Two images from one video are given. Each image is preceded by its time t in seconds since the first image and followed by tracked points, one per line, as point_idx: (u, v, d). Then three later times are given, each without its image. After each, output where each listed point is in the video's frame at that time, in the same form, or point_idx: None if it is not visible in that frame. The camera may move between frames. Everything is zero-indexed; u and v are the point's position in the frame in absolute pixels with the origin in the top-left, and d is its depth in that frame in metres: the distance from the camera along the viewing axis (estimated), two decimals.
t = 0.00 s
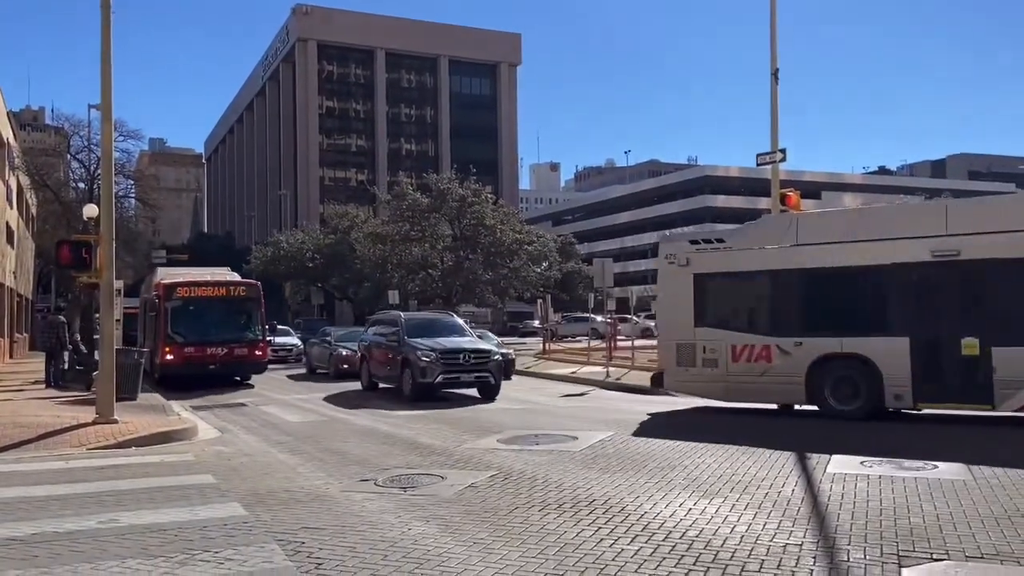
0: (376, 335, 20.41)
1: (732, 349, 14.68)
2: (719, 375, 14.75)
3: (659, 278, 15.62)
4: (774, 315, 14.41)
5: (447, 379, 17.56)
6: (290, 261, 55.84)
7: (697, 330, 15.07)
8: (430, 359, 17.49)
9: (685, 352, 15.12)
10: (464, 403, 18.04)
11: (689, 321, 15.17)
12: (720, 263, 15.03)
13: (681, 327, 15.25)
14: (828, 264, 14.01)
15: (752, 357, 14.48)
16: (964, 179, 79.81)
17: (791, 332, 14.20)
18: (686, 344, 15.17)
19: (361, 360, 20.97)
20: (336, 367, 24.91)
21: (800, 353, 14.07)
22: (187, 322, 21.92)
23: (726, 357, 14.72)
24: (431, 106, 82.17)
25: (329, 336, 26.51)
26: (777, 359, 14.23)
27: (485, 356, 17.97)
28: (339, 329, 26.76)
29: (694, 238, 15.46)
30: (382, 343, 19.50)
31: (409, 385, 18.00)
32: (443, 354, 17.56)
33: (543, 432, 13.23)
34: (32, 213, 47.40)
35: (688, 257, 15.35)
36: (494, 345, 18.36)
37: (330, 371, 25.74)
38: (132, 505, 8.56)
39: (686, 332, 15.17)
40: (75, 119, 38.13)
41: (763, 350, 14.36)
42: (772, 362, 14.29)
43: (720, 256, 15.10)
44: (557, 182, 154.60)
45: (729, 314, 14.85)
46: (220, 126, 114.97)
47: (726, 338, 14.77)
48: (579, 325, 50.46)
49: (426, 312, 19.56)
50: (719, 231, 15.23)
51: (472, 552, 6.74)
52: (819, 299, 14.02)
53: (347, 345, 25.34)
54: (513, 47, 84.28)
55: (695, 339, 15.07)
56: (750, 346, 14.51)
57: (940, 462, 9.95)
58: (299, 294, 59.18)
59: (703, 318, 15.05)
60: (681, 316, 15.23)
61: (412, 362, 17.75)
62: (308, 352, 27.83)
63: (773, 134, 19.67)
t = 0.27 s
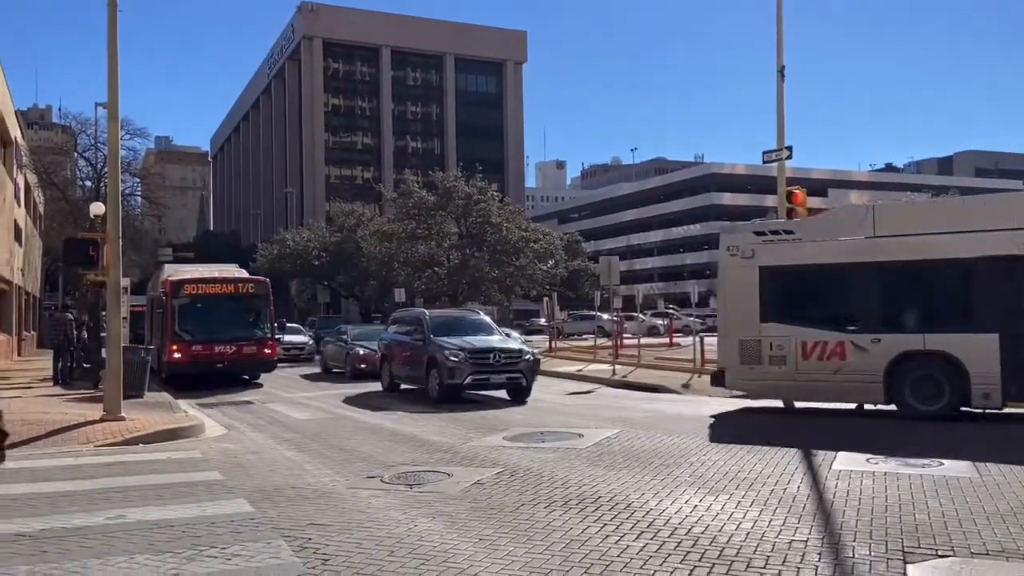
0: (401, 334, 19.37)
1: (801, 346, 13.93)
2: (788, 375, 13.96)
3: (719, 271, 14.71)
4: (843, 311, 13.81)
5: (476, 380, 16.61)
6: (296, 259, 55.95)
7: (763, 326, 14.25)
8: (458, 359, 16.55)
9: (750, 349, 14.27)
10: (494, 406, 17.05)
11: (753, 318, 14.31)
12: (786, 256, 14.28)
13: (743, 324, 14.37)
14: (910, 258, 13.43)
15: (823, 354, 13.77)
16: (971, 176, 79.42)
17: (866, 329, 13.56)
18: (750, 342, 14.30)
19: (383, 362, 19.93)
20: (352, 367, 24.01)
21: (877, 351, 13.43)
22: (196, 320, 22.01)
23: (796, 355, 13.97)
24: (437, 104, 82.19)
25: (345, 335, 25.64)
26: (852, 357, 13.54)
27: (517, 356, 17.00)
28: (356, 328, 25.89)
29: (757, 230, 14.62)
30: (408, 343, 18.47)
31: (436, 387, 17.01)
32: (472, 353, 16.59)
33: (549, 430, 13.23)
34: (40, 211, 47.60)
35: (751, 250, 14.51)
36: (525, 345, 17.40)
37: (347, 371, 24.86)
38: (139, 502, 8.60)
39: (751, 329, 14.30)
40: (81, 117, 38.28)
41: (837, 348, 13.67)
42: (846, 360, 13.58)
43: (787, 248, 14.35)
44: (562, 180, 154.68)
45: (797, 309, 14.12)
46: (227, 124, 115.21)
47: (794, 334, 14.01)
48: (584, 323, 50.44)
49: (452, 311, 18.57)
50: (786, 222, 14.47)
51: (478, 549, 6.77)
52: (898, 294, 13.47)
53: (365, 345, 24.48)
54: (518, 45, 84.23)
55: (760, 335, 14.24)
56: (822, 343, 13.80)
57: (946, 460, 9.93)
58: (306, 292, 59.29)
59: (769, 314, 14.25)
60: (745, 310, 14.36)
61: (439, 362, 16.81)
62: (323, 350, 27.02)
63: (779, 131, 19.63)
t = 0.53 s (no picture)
0: (433, 334, 18.32)
1: (895, 346, 13.48)
2: (881, 375, 13.50)
3: (802, 266, 14.23)
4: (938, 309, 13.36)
5: (518, 382, 15.62)
6: (311, 258, 56.20)
7: (850, 325, 13.79)
8: (499, 360, 15.61)
9: (837, 349, 13.81)
10: (537, 410, 16.09)
11: (841, 315, 13.86)
12: (875, 250, 13.83)
13: (830, 323, 13.93)
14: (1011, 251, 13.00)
15: (918, 354, 13.34)
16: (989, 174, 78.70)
17: (965, 328, 13.13)
18: (837, 341, 13.85)
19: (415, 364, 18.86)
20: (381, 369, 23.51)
21: (978, 350, 13.02)
22: (214, 320, 22.15)
23: (888, 354, 13.50)
24: (451, 103, 82.28)
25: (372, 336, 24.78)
26: (951, 357, 13.12)
27: (561, 356, 16.02)
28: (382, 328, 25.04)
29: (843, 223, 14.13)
30: (442, 343, 17.45)
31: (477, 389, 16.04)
32: (514, 353, 15.65)
33: (565, 429, 13.22)
34: (58, 211, 48.03)
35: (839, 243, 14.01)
36: (568, 345, 16.43)
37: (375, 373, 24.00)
38: (159, 500, 8.69)
39: (840, 327, 13.85)
40: (100, 118, 38.62)
41: (935, 348, 13.23)
42: (945, 359, 13.16)
43: (875, 242, 13.86)
44: (577, 178, 154.52)
45: (887, 307, 13.65)
46: (242, 124, 115.80)
47: (887, 333, 13.56)
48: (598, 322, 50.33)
49: (489, 309, 17.58)
50: (874, 214, 13.97)
51: (494, 547, 6.79)
52: (997, 290, 13.04)
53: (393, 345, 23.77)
54: (532, 44, 84.19)
55: (848, 335, 13.77)
56: (917, 343, 13.36)
57: (966, 460, 9.87)
58: (321, 291, 59.53)
59: (857, 312, 13.79)
60: (832, 308, 13.90)
61: (480, 362, 15.86)
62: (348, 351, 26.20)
63: (795, 130, 19.55)
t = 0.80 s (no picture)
0: (476, 336, 17.42)
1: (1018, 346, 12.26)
2: (1004, 379, 12.29)
3: (913, 261, 12.75)
4: None
5: (574, 386, 14.62)
6: (334, 259, 56.53)
7: (967, 324, 12.47)
8: (554, 361, 14.64)
9: (953, 351, 12.52)
10: (594, 415, 15.05)
11: (955, 314, 12.51)
12: (994, 243, 12.47)
13: (943, 322, 12.57)
14: None
15: None
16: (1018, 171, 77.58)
17: None
18: (951, 342, 12.54)
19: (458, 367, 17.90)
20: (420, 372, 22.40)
21: None
22: (240, 321, 22.37)
23: (1010, 355, 12.30)
24: (472, 104, 82.41)
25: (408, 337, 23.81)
26: None
27: (620, 358, 14.98)
28: (420, 329, 24.12)
29: (955, 214, 12.69)
30: (488, 345, 16.55)
31: (529, 393, 15.07)
32: (570, 354, 14.65)
33: (590, 430, 13.20)
34: (86, 214, 48.69)
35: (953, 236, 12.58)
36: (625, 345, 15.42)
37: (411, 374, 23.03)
38: (188, 498, 8.78)
39: (955, 327, 12.53)
40: (127, 122, 39.10)
41: None
42: None
43: (992, 234, 12.49)
44: (598, 178, 154.14)
45: (1007, 305, 12.34)
46: (266, 126, 116.74)
47: (1009, 333, 12.31)
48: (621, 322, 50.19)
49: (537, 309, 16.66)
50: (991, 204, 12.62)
51: (520, 547, 6.81)
52: None
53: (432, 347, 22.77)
54: (553, 43, 84.14)
55: (964, 335, 12.48)
56: None
57: (998, 462, 9.75)
58: (344, 292, 59.85)
59: (975, 311, 12.43)
60: (946, 307, 12.55)
61: (533, 364, 14.89)
62: (383, 352, 25.31)
63: (820, 127, 19.37)
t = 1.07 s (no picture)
0: (534, 337, 16.41)
1: None
2: None
3: None
4: None
5: (646, 390, 13.50)
6: (362, 260, 56.86)
7: None
8: (624, 363, 13.54)
9: None
10: (667, 421, 13.93)
11: None
12: None
13: None
14: None
15: None
16: None
17: None
18: None
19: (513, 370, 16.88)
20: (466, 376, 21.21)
21: None
22: (272, 321, 22.55)
23: None
24: (499, 104, 82.44)
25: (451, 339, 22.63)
26: None
27: (696, 359, 13.86)
28: (463, 329, 22.93)
29: None
30: (548, 345, 15.53)
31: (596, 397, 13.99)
32: (642, 356, 13.54)
33: (620, 430, 13.13)
34: (120, 216, 49.43)
35: None
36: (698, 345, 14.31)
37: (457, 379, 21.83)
38: (221, 498, 8.85)
39: None
40: (160, 125, 39.64)
41: None
42: None
43: None
44: (625, 177, 153.44)
45: None
46: (295, 129, 117.76)
47: None
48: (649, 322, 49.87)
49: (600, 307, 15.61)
50: None
51: (552, 549, 6.77)
52: None
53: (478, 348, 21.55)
54: (580, 43, 83.97)
55: None
56: None
57: None
58: (372, 293, 60.16)
59: None
60: None
61: (601, 366, 13.81)
62: (425, 354, 24.13)
63: (854, 123, 19.10)
